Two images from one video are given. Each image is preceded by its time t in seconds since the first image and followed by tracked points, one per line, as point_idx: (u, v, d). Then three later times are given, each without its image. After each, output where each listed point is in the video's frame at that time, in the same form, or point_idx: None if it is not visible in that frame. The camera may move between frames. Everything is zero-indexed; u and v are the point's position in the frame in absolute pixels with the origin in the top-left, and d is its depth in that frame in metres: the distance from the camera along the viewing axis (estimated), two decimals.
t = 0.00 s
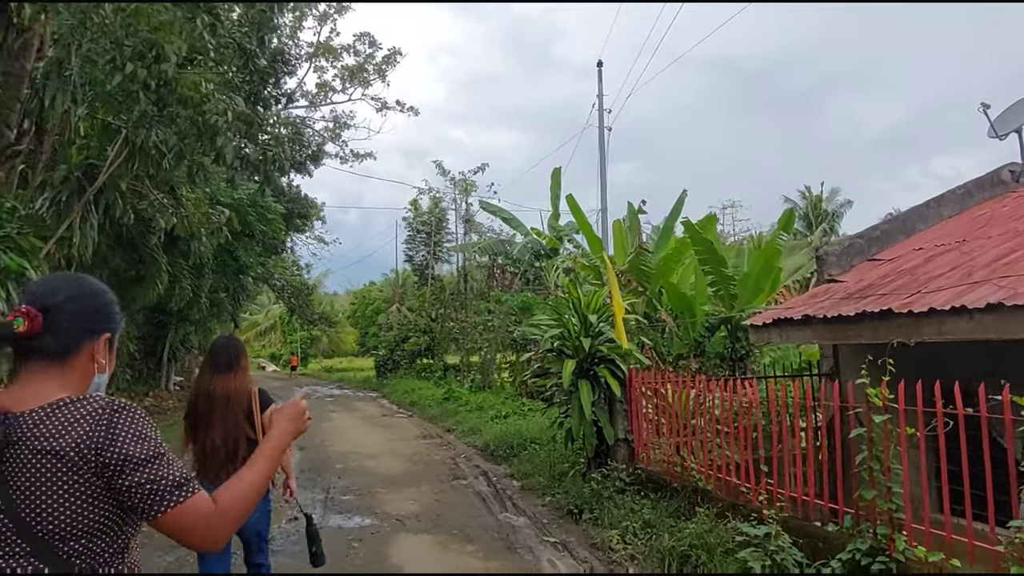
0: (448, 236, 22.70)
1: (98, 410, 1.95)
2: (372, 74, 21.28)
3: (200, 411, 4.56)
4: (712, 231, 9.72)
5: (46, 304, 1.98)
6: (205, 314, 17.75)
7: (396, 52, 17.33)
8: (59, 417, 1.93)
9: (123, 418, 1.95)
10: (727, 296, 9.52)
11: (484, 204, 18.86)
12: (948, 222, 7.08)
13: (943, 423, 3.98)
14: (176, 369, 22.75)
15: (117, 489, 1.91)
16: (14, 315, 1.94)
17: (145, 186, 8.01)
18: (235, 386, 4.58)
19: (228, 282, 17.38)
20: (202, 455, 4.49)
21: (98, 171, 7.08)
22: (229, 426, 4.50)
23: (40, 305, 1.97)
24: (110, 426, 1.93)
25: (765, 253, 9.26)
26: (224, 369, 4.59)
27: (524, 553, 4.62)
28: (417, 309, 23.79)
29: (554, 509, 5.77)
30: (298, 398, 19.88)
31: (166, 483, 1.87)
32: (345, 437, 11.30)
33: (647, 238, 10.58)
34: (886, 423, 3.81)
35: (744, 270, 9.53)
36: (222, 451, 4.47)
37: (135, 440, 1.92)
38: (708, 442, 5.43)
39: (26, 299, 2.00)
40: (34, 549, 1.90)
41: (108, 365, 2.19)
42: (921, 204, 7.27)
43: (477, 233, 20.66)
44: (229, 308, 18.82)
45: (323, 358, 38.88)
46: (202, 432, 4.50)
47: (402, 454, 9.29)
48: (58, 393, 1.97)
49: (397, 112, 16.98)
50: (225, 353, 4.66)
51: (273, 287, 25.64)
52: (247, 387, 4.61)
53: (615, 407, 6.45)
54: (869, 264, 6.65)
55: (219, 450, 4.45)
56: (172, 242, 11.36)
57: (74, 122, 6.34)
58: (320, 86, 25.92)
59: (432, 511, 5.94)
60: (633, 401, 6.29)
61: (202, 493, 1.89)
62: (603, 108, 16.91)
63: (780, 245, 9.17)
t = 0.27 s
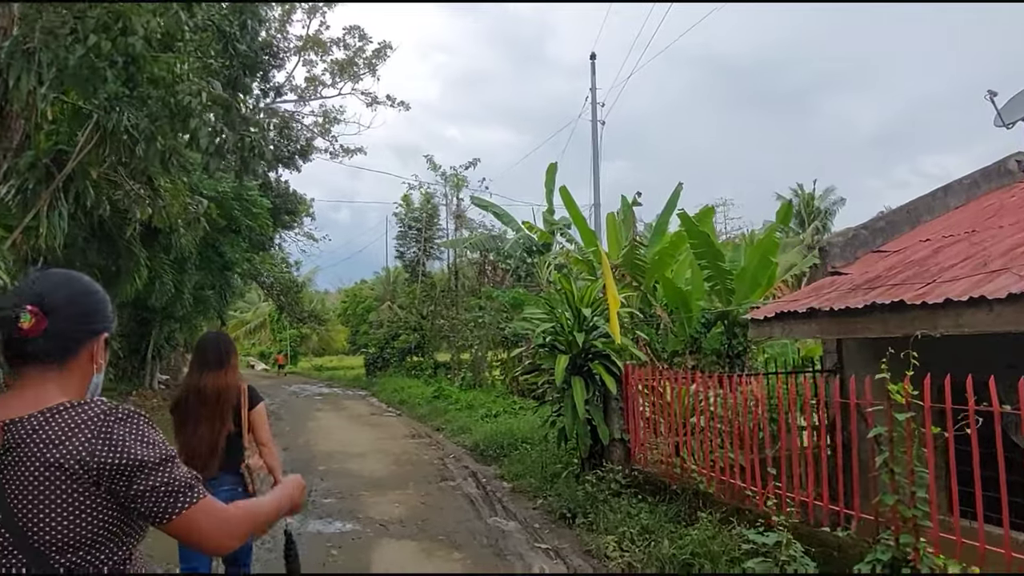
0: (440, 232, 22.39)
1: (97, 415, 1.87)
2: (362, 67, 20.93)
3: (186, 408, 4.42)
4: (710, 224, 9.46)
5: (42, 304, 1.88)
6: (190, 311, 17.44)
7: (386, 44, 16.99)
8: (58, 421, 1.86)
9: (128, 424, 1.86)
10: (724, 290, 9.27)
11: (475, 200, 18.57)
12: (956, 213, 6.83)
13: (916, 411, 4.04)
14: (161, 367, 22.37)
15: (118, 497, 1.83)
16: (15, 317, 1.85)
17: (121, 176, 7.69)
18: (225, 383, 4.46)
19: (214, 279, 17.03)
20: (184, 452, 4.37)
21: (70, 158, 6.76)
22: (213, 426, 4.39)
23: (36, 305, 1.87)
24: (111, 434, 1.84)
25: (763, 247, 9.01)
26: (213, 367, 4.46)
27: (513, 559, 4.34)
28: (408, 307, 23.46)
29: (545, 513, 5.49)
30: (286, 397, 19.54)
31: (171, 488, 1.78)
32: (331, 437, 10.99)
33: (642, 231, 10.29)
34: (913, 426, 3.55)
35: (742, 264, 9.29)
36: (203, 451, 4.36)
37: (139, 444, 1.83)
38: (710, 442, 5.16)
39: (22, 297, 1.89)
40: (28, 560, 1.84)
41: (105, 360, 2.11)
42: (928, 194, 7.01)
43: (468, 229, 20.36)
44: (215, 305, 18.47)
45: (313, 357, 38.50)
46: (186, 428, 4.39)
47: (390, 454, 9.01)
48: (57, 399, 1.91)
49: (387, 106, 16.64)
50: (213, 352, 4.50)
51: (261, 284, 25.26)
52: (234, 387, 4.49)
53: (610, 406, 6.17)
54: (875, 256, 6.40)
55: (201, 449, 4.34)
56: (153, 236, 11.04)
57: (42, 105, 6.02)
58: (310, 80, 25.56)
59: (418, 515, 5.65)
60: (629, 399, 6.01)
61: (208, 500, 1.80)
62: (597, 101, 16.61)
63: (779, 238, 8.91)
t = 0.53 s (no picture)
0: (435, 229, 22.09)
1: (112, 421, 1.77)
2: (356, 62, 20.62)
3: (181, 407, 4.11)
4: (711, 220, 9.19)
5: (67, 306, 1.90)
6: (180, 309, 17.17)
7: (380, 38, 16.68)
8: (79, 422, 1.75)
9: (138, 433, 1.77)
10: (726, 288, 9.02)
11: (470, 196, 18.28)
12: (970, 209, 6.57)
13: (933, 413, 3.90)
14: (151, 366, 22.09)
15: (109, 513, 1.73)
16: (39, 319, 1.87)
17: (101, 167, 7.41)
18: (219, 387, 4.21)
19: (205, 276, 16.73)
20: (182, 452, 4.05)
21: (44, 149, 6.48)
22: (212, 426, 4.12)
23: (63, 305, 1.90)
24: (116, 440, 1.75)
25: (766, 244, 8.76)
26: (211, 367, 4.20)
27: None
28: (401, 304, 23.17)
29: (543, 524, 5.21)
30: (278, 395, 19.25)
31: (157, 514, 1.71)
32: (323, 438, 10.72)
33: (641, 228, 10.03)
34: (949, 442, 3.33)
35: (745, 261, 9.05)
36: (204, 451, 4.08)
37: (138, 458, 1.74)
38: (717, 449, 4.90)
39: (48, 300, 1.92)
40: (31, 560, 1.75)
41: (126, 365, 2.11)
42: (941, 189, 6.75)
43: (463, 225, 20.07)
44: (205, 303, 18.17)
45: (308, 355, 38.19)
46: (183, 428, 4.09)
47: (382, 457, 8.75)
48: (83, 400, 1.88)
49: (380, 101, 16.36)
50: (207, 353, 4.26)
51: (254, 281, 24.95)
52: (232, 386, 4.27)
53: (611, 410, 5.92)
54: (886, 254, 6.15)
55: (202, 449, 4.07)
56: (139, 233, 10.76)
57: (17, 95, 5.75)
58: (303, 75, 25.23)
59: (409, 525, 5.38)
60: (631, 402, 5.75)
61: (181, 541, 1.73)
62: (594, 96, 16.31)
63: (783, 235, 8.65)
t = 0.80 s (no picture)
0: (430, 225, 21.78)
1: (162, 429, 1.82)
2: (350, 57, 20.29)
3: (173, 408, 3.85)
4: (715, 215, 8.93)
5: (115, 313, 1.92)
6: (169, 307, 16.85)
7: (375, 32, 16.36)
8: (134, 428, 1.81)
9: (180, 442, 1.82)
10: (730, 284, 8.77)
11: (466, 192, 17.97)
12: (987, 201, 6.32)
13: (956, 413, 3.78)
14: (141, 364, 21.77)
15: (146, 519, 1.78)
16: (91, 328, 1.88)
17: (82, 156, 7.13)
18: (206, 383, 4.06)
19: (195, 274, 16.42)
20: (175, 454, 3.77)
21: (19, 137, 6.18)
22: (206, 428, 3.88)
23: (111, 311, 1.91)
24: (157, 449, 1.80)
25: (771, 238, 8.50)
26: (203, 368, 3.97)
27: None
28: (396, 302, 22.86)
29: (544, 531, 4.94)
30: (270, 395, 18.95)
31: (197, 524, 1.77)
32: (315, 439, 10.44)
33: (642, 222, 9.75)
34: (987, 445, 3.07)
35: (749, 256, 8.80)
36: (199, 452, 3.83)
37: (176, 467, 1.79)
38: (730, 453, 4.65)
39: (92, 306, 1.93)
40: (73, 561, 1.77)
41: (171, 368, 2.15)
42: (956, 181, 6.49)
43: (459, 222, 19.75)
44: (196, 301, 17.84)
45: (301, 354, 37.84)
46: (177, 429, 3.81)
47: (375, 458, 8.46)
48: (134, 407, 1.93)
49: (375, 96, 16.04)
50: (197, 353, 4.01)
51: (247, 279, 24.63)
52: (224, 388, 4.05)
53: (615, 410, 5.66)
54: (902, 247, 5.90)
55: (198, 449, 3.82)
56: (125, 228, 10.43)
57: None
58: (298, 70, 24.86)
59: (402, 532, 5.10)
60: (637, 402, 5.49)
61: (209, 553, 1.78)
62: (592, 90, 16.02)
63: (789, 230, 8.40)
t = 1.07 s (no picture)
0: (426, 225, 21.46)
1: (270, 433, 1.92)
2: (347, 55, 19.95)
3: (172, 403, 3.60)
4: (721, 213, 8.65)
5: (197, 321, 1.93)
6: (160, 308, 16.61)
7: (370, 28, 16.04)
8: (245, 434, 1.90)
9: (287, 446, 1.91)
10: (737, 285, 8.50)
11: (462, 190, 17.64)
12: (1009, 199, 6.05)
13: (1002, 431, 3.58)
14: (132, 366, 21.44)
15: (274, 518, 1.88)
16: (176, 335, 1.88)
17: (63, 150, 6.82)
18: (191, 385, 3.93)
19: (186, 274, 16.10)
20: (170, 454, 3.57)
21: None
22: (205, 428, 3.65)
23: (192, 319, 1.92)
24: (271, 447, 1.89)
25: (779, 237, 8.23)
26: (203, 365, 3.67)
27: None
28: (392, 303, 22.55)
29: (548, 548, 4.65)
30: (263, 397, 18.64)
31: (325, 519, 1.86)
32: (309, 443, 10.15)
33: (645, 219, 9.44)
34: None
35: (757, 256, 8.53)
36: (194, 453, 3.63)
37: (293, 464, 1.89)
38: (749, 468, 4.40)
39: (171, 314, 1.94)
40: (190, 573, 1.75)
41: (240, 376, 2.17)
42: (977, 178, 6.22)
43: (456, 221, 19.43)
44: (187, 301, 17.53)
45: (297, 354, 37.48)
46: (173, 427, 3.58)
47: (370, 464, 8.19)
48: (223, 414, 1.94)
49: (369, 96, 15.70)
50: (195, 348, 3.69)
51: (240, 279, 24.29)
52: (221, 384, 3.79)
53: (623, 419, 5.39)
54: (923, 247, 5.63)
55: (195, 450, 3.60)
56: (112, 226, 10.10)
57: None
58: (292, 68, 24.48)
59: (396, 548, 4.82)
60: (648, 408, 5.21)
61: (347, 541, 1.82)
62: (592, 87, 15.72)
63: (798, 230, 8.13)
